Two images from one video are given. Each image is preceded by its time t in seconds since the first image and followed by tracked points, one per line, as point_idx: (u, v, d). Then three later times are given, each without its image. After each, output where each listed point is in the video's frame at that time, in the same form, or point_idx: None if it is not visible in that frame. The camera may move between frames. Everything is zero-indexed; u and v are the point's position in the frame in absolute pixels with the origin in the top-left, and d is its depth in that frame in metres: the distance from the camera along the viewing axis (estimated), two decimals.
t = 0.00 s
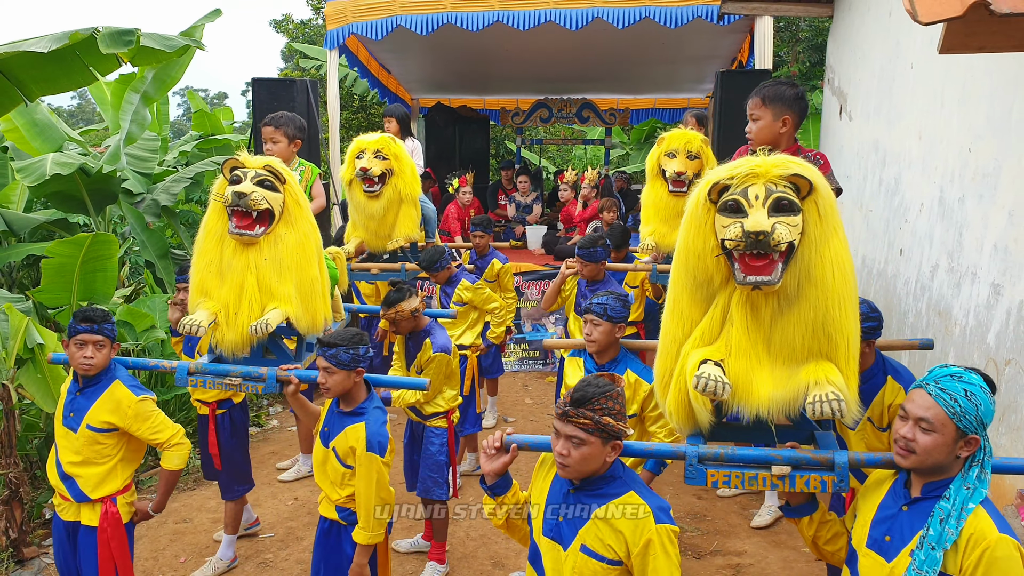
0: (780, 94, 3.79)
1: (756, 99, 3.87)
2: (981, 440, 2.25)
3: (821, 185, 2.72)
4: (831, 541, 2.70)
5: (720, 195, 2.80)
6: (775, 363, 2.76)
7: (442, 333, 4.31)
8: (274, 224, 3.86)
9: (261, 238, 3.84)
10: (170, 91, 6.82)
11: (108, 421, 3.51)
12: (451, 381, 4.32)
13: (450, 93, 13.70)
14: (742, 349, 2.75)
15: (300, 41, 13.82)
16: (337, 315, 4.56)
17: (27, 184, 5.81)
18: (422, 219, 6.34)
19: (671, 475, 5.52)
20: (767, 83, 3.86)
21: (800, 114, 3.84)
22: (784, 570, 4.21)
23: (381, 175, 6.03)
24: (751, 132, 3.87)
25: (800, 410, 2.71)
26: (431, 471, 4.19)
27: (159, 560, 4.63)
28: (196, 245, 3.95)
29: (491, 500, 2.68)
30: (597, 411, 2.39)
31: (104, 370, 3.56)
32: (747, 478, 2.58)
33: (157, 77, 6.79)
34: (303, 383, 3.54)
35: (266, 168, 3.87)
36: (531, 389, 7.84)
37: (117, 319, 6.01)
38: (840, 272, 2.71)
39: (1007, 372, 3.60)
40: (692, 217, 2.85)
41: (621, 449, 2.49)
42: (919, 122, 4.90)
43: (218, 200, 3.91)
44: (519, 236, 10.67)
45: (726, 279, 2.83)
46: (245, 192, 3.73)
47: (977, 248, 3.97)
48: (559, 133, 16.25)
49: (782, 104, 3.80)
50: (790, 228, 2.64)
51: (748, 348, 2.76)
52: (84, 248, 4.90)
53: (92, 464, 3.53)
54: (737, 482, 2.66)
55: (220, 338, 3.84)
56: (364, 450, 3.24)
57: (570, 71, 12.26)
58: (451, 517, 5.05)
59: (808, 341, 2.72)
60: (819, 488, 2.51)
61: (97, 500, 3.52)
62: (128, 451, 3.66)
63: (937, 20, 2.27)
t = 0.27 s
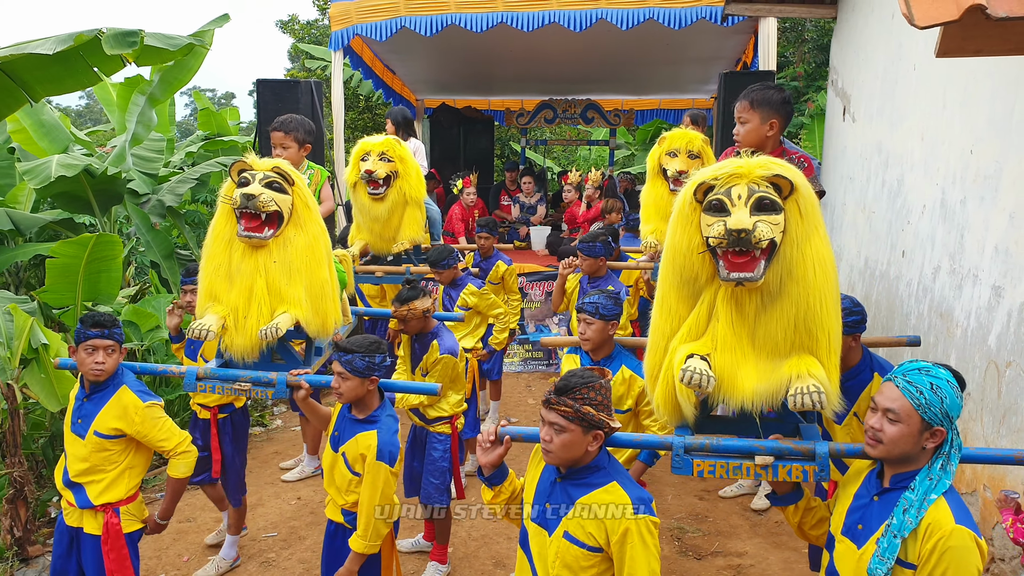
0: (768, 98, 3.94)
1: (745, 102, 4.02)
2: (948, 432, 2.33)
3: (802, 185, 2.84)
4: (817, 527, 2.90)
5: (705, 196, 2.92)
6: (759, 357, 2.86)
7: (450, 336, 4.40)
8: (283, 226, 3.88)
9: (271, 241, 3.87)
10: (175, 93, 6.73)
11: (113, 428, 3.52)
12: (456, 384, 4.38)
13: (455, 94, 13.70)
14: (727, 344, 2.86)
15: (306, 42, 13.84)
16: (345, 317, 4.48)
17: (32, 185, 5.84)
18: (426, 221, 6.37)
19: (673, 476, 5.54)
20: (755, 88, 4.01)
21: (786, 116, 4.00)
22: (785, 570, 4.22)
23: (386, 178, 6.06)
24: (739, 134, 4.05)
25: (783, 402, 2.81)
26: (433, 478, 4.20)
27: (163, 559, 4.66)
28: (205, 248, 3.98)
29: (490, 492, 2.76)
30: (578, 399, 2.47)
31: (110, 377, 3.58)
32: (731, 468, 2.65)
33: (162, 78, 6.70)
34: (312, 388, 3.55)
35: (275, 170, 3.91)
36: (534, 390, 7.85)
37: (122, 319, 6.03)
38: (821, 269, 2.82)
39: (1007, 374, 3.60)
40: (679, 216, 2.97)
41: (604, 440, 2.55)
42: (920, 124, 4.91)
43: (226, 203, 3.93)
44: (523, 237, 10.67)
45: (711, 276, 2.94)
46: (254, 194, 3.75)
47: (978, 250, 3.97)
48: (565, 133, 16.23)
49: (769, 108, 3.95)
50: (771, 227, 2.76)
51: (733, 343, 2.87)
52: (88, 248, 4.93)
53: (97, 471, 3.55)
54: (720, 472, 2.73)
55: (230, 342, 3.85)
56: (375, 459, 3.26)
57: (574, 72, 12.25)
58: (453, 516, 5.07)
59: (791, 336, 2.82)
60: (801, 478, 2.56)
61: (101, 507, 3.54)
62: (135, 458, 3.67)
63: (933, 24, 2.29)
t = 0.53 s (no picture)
0: (762, 101, 3.96)
1: (740, 104, 4.05)
2: (923, 424, 2.36)
3: (790, 185, 2.92)
4: (810, 520, 2.87)
5: (697, 196, 2.99)
6: (750, 352, 2.92)
7: (457, 336, 4.43)
8: (294, 227, 3.91)
9: (281, 241, 3.89)
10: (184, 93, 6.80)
11: (122, 430, 3.54)
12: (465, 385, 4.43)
13: (460, 93, 13.71)
14: (718, 339, 2.91)
15: (313, 42, 13.88)
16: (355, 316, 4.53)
17: (40, 184, 5.89)
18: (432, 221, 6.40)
19: (677, 475, 5.55)
20: (746, 90, 4.04)
21: (779, 118, 4.05)
22: (788, 570, 4.23)
23: (393, 179, 6.09)
24: (734, 136, 4.08)
25: (772, 396, 2.86)
26: (439, 480, 4.22)
27: (168, 557, 4.69)
28: (214, 249, 4.00)
29: (488, 481, 2.81)
30: (572, 386, 2.51)
31: (119, 378, 3.59)
32: (722, 460, 2.73)
33: (170, 78, 6.76)
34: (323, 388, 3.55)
35: (286, 171, 3.93)
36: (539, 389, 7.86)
37: (128, 318, 6.07)
38: (809, 266, 2.88)
39: (1011, 373, 3.60)
40: (672, 216, 3.04)
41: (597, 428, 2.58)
42: (924, 124, 4.91)
43: (237, 204, 3.95)
44: (528, 236, 10.68)
45: (703, 274, 3.00)
46: (265, 196, 3.77)
47: (981, 250, 3.97)
48: (571, 133, 16.23)
49: (763, 109, 3.98)
50: (760, 225, 2.82)
51: (724, 338, 2.92)
52: (95, 248, 4.97)
53: (102, 470, 3.56)
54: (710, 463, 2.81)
55: (240, 343, 3.86)
56: (387, 458, 3.26)
57: (580, 71, 12.26)
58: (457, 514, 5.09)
59: (780, 331, 2.88)
60: (788, 469, 2.63)
61: (104, 506, 3.57)
62: (141, 458, 3.69)
63: (933, 24, 2.30)
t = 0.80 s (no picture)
0: (759, 101, 3.96)
1: (736, 104, 4.04)
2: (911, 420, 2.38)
3: (783, 184, 2.92)
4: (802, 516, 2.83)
5: (691, 194, 3.00)
6: (743, 350, 2.92)
7: (462, 337, 4.47)
8: (301, 228, 3.92)
9: (289, 242, 3.90)
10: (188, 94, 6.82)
11: (126, 430, 3.55)
12: (469, 387, 4.45)
13: (464, 93, 13.72)
14: (712, 337, 2.91)
15: (316, 42, 13.89)
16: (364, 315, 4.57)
17: (44, 184, 5.90)
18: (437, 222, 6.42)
19: (679, 475, 5.55)
20: (742, 91, 4.02)
21: (776, 118, 4.05)
22: (790, 570, 4.23)
23: (397, 180, 6.10)
24: (732, 136, 4.07)
25: (765, 393, 2.86)
26: (441, 480, 4.20)
27: (171, 556, 4.70)
28: (223, 251, 4.01)
29: (487, 478, 2.84)
30: (571, 380, 2.54)
31: (126, 379, 3.60)
32: (714, 456, 2.78)
33: (174, 79, 6.77)
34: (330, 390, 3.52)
35: (294, 172, 3.94)
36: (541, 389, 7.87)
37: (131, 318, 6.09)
38: (803, 264, 2.88)
39: (1014, 373, 3.59)
40: (667, 215, 3.05)
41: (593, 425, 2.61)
42: (927, 123, 4.91)
43: (245, 205, 3.97)
44: (531, 236, 10.68)
45: (697, 272, 3.00)
46: (273, 196, 3.78)
47: (984, 250, 3.97)
48: (575, 133, 16.23)
49: (760, 110, 3.98)
50: (753, 223, 2.82)
51: (718, 336, 2.92)
52: (98, 247, 4.99)
53: (106, 469, 3.58)
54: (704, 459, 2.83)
55: (248, 343, 3.88)
56: (393, 460, 3.26)
57: (583, 71, 12.26)
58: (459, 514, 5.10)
59: (773, 330, 2.88)
60: (780, 466, 2.66)
61: (107, 504, 3.58)
62: (146, 457, 3.69)
63: (933, 25, 2.30)
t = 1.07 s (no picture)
0: (757, 102, 3.96)
1: (734, 105, 4.04)
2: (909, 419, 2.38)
3: (780, 184, 2.92)
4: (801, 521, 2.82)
5: (689, 194, 3.00)
6: (741, 350, 2.93)
7: (468, 336, 4.48)
8: (303, 225, 3.93)
9: (291, 239, 3.91)
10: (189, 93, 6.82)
11: (129, 427, 3.57)
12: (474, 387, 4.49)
13: (465, 93, 13.72)
14: (710, 337, 2.92)
15: (318, 42, 13.90)
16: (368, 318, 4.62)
17: (47, 183, 5.90)
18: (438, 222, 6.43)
19: (681, 475, 5.55)
20: (739, 91, 4.02)
21: (774, 118, 4.05)
22: (790, 569, 4.23)
23: (400, 180, 6.11)
24: (731, 137, 4.07)
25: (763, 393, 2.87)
26: (447, 479, 4.17)
27: (172, 554, 4.71)
28: (226, 248, 4.02)
29: (480, 475, 2.86)
30: (570, 380, 2.56)
31: (128, 378, 3.63)
32: (710, 456, 2.77)
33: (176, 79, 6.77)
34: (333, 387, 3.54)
35: (295, 169, 3.95)
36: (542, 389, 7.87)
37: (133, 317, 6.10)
38: (800, 264, 2.88)
39: (1014, 373, 3.59)
40: (664, 215, 3.05)
41: (589, 425, 2.63)
42: (928, 123, 4.91)
43: (247, 202, 3.97)
44: (532, 236, 10.69)
45: (695, 272, 3.01)
46: (274, 193, 3.80)
47: (985, 250, 3.97)
48: (577, 133, 16.22)
49: (758, 110, 3.98)
50: (750, 223, 2.83)
51: (715, 337, 2.93)
52: (99, 246, 5.00)
53: (111, 465, 3.60)
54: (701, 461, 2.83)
55: (251, 341, 3.88)
56: (392, 452, 3.24)
57: (584, 71, 12.25)
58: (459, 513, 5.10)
59: (771, 330, 2.88)
60: (777, 466, 2.66)
61: (111, 501, 3.58)
62: (150, 453, 3.71)
63: (932, 24, 2.31)
